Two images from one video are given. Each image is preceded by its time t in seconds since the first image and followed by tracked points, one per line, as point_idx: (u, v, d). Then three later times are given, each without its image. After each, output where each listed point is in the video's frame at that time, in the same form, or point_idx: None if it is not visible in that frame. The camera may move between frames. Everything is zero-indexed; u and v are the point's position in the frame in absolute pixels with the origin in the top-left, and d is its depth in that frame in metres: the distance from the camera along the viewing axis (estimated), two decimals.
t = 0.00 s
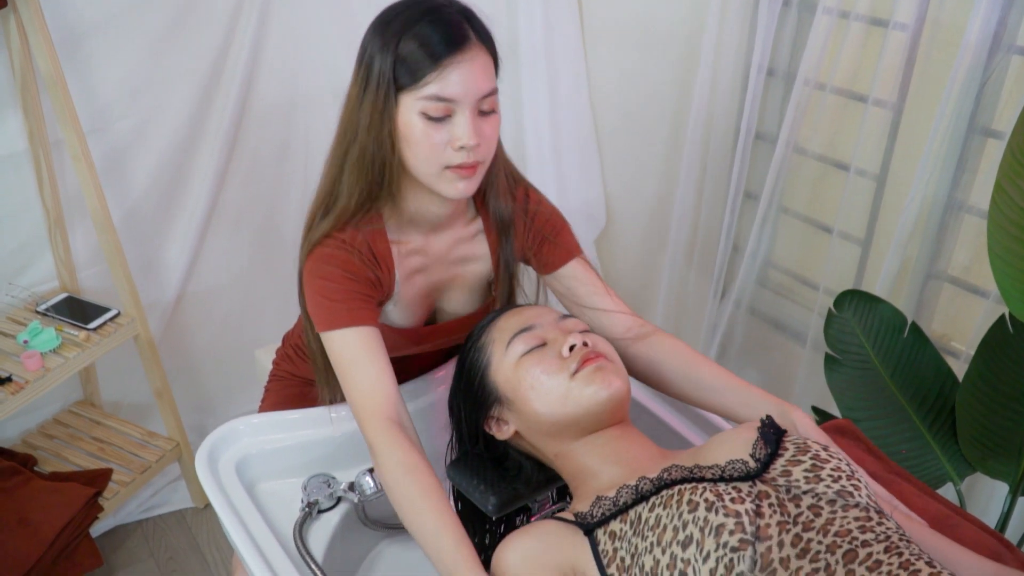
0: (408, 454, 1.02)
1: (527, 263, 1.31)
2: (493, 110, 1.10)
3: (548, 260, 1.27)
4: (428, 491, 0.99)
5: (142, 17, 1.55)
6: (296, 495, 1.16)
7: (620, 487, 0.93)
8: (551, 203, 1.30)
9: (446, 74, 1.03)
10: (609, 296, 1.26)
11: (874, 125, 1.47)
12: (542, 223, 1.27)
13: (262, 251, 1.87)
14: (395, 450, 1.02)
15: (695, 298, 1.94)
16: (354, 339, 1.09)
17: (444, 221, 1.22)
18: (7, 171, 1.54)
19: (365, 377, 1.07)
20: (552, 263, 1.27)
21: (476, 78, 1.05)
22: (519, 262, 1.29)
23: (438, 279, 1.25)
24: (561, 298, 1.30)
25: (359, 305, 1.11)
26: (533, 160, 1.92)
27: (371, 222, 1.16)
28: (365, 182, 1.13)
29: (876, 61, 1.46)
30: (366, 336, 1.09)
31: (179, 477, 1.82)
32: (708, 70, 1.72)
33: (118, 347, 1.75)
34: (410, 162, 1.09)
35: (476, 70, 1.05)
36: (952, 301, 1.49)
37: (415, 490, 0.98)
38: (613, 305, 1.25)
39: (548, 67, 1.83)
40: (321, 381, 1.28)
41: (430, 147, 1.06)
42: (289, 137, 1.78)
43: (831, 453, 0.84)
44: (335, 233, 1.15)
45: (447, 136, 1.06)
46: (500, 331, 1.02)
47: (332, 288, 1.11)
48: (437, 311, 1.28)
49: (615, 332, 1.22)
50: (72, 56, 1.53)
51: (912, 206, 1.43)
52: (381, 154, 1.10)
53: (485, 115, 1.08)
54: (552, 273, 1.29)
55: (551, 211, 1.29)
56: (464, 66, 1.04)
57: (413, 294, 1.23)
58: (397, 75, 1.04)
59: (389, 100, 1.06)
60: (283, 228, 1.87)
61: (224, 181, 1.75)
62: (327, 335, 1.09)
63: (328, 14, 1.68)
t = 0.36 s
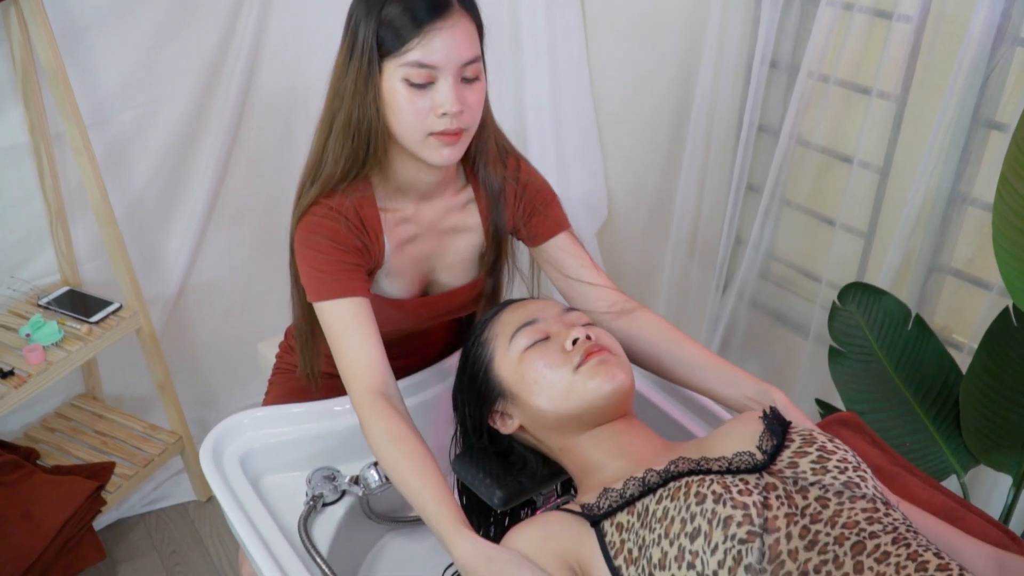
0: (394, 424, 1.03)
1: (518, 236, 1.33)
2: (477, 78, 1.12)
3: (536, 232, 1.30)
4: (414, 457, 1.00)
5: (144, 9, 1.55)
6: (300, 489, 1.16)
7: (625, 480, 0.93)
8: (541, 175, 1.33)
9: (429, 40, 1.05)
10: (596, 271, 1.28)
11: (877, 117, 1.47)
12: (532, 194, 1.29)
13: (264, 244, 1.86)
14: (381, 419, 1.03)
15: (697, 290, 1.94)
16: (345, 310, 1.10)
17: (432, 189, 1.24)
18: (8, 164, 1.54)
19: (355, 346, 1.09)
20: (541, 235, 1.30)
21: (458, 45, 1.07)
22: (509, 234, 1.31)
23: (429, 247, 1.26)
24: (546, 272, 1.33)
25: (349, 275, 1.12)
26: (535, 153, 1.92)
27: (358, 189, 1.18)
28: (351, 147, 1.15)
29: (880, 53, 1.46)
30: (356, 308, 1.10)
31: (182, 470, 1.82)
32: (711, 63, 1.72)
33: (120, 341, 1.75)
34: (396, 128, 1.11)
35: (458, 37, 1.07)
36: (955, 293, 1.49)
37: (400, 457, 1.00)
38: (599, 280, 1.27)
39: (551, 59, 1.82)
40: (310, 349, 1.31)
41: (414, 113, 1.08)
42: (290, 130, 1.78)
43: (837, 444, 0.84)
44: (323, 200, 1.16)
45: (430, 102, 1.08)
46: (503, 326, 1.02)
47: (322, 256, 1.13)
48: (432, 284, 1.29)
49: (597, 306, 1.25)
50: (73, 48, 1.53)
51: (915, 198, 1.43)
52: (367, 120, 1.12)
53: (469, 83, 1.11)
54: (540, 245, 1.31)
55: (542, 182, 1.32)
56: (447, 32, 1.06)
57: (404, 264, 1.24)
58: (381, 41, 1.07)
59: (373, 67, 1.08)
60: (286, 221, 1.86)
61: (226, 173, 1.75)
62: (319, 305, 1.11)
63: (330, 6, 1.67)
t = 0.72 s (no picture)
0: (397, 404, 1.03)
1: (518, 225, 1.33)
2: (479, 66, 1.11)
3: (536, 220, 1.30)
4: (418, 434, 1.00)
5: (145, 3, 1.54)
6: (305, 486, 1.16)
7: (632, 476, 0.93)
8: (543, 164, 1.33)
9: (432, 28, 1.05)
10: (591, 264, 1.29)
11: (881, 112, 1.47)
12: (533, 180, 1.30)
13: (266, 239, 1.86)
14: (383, 399, 1.03)
15: (699, 285, 1.94)
16: (350, 295, 1.10)
17: (434, 172, 1.23)
18: (10, 159, 1.53)
19: (360, 330, 1.08)
20: (540, 224, 1.30)
21: (461, 33, 1.06)
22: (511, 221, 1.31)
23: (431, 231, 1.26)
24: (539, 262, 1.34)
25: (352, 261, 1.12)
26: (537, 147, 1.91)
27: (361, 172, 1.17)
28: (353, 131, 1.14)
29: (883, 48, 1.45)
30: (362, 293, 1.10)
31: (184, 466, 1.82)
32: (713, 57, 1.71)
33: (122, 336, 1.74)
34: (397, 113, 1.11)
35: (460, 26, 1.06)
36: (957, 288, 1.49)
37: (404, 434, 1.00)
38: (592, 274, 1.28)
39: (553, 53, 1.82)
40: (314, 333, 1.32)
41: (415, 99, 1.08)
42: (292, 125, 1.77)
43: (847, 441, 0.84)
44: (325, 182, 1.16)
45: (431, 89, 1.08)
46: (511, 322, 1.02)
47: (324, 242, 1.12)
48: (435, 269, 1.29)
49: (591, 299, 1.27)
50: (74, 43, 1.52)
51: (918, 193, 1.43)
52: (369, 105, 1.12)
53: (471, 70, 1.10)
54: (538, 234, 1.31)
55: (544, 170, 1.32)
56: (450, 19, 1.05)
57: (406, 248, 1.24)
58: (383, 26, 1.06)
59: (375, 53, 1.08)
60: (287, 217, 1.86)
61: (228, 168, 1.75)
62: (324, 290, 1.11)
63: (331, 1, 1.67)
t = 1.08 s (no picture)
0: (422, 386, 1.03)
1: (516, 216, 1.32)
2: (480, 55, 1.11)
3: (532, 207, 1.29)
4: (449, 414, 1.00)
5: None
6: (307, 484, 1.16)
7: (637, 474, 0.93)
8: (542, 153, 1.32)
9: (433, 17, 1.04)
10: (579, 255, 1.29)
11: (882, 108, 1.47)
12: (531, 168, 1.29)
13: (265, 236, 1.85)
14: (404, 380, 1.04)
15: (699, 282, 1.94)
16: (361, 284, 1.10)
17: (435, 158, 1.23)
18: (8, 156, 1.53)
19: (373, 317, 1.09)
20: (535, 211, 1.30)
21: (462, 22, 1.06)
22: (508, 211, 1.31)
23: (432, 218, 1.26)
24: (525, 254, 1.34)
25: (360, 248, 1.12)
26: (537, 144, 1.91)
27: (364, 160, 1.17)
28: (353, 119, 1.13)
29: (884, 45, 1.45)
30: (371, 281, 1.10)
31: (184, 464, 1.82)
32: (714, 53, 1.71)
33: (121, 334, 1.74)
34: (398, 101, 1.10)
35: (462, 14, 1.06)
36: (959, 284, 1.49)
37: (436, 418, 1.00)
38: (579, 266, 1.28)
39: (552, 49, 1.82)
40: (308, 323, 1.32)
41: (416, 87, 1.08)
42: (291, 122, 1.77)
43: (854, 438, 0.84)
44: (328, 171, 1.16)
45: (432, 78, 1.08)
46: (515, 320, 1.01)
47: (329, 231, 1.12)
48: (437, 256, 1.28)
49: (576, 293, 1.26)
50: (73, 40, 1.51)
51: (919, 189, 1.43)
52: (371, 94, 1.11)
53: (472, 60, 1.10)
54: (532, 223, 1.31)
55: (542, 159, 1.32)
56: (453, 10, 1.05)
57: (410, 235, 1.24)
58: (385, 14, 1.06)
59: (376, 41, 1.07)
60: (286, 214, 1.85)
61: (227, 165, 1.74)
62: (331, 279, 1.11)
63: None
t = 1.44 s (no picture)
0: (443, 381, 1.02)
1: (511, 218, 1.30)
2: (480, 52, 1.10)
3: (524, 209, 1.28)
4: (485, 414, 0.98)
5: None
6: (306, 485, 1.15)
7: (640, 474, 0.92)
8: (539, 154, 1.31)
9: (435, 15, 1.04)
10: (565, 262, 1.28)
11: (881, 106, 1.46)
12: (526, 169, 1.28)
13: (263, 235, 1.85)
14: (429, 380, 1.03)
15: (698, 280, 1.94)
16: (367, 287, 1.10)
17: (434, 158, 1.23)
18: (5, 156, 1.52)
19: (384, 318, 1.09)
20: (528, 213, 1.28)
21: (463, 19, 1.05)
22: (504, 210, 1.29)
23: (432, 218, 1.26)
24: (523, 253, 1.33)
25: (364, 250, 1.12)
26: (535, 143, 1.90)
27: (363, 162, 1.16)
28: (352, 119, 1.12)
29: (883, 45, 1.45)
30: (377, 283, 1.11)
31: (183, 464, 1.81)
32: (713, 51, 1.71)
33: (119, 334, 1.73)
34: (398, 101, 1.10)
35: (463, 11, 1.05)
36: (959, 282, 1.49)
37: (478, 418, 0.98)
38: (565, 272, 1.26)
39: (551, 47, 1.81)
40: (313, 325, 1.32)
41: (417, 86, 1.07)
42: (288, 121, 1.76)
43: (857, 438, 0.84)
44: (328, 173, 1.15)
45: (433, 76, 1.07)
46: (516, 319, 1.01)
47: (332, 235, 1.12)
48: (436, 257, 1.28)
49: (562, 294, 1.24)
50: (69, 39, 1.50)
51: (919, 187, 1.42)
52: (371, 93, 1.10)
53: (472, 57, 1.09)
54: (524, 224, 1.30)
55: (538, 159, 1.31)
56: (453, 7, 1.04)
57: (411, 235, 1.24)
58: (385, 12, 1.05)
59: (377, 39, 1.06)
60: (284, 213, 1.85)
61: (225, 164, 1.73)
62: (337, 283, 1.11)
63: None
